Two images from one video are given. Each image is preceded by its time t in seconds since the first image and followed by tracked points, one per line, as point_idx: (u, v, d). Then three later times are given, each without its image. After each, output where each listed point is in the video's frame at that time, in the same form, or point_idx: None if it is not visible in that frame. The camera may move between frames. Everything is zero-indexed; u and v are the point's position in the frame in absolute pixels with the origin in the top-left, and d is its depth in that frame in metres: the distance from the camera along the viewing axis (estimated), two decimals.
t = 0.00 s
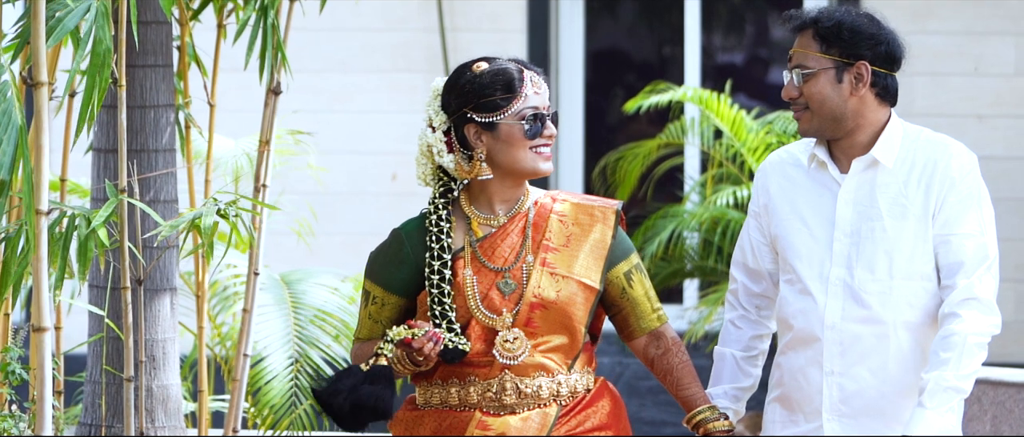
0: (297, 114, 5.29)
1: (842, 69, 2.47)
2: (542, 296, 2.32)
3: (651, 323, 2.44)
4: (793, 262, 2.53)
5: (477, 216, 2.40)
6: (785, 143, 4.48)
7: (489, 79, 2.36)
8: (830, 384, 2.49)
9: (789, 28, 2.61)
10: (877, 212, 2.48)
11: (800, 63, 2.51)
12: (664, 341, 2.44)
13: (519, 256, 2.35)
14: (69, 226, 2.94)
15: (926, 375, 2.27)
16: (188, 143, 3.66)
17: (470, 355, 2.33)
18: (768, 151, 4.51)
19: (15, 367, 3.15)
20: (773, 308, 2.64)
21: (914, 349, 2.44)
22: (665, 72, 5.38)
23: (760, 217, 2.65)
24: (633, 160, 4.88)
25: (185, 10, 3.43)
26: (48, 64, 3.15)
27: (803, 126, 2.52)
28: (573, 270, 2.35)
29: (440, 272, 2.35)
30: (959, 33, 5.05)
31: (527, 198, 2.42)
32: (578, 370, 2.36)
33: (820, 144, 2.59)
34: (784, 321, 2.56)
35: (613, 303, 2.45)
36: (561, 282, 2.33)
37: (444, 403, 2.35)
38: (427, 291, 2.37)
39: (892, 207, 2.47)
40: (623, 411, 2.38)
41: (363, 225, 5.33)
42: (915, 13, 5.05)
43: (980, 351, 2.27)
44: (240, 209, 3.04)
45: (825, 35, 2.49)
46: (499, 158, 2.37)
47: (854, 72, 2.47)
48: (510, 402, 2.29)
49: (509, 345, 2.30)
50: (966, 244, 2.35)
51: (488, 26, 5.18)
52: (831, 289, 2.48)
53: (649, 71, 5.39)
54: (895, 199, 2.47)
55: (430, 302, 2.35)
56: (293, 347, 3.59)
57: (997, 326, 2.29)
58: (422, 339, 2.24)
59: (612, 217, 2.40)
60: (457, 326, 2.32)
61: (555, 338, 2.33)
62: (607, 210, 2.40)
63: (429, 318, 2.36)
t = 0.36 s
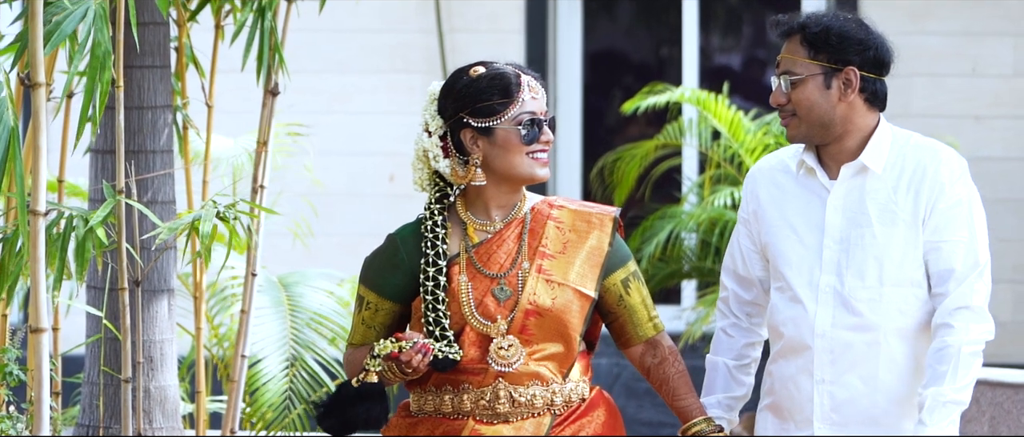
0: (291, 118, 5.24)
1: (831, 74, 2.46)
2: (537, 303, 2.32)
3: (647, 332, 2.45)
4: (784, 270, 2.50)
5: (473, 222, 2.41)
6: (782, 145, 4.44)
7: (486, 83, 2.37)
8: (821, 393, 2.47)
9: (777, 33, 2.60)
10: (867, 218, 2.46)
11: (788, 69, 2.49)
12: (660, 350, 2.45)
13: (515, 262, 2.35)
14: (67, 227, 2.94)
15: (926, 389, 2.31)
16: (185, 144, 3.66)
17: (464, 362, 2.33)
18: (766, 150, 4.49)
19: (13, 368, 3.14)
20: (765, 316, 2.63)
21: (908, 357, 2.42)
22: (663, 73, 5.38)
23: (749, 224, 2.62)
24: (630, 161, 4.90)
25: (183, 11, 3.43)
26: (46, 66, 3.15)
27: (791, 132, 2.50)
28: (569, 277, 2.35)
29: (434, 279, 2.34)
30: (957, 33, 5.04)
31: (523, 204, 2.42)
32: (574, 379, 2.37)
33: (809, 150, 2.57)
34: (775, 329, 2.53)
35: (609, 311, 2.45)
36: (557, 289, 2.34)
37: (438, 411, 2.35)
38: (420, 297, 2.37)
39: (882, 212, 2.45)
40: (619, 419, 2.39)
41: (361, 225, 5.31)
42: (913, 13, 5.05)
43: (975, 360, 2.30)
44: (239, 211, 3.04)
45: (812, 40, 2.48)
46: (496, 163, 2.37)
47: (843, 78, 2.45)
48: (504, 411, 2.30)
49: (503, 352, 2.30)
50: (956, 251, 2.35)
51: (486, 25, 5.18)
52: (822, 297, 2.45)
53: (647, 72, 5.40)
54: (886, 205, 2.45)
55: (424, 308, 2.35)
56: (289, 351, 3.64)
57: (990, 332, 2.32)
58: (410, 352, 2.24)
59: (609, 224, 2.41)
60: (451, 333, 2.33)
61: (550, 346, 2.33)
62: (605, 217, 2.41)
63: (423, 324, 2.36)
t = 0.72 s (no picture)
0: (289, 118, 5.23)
1: (814, 81, 2.46)
2: (534, 308, 2.32)
3: (645, 342, 2.46)
4: (771, 279, 2.53)
5: (473, 225, 2.41)
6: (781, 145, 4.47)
7: (487, 86, 2.37)
8: (811, 400, 2.50)
9: (758, 41, 2.60)
10: (855, 225, 2.48)
11: (771, 77, 2.50)
12: (659, 361, 2.47)
13: (513, 267, 2.36)
14: (65, 228, 2.94)
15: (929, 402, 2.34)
16: (184, 143, 3.66)
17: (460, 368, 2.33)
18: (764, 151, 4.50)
19: (11, 369, 3.14)
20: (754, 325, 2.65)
21: (905, 364, 2.45)
22: (661, 74, 5.39)
23: (736, 234, 2.64)
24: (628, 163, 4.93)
25: (181, 11, 3.42)
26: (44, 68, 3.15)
27: (775, 140, 2.50)
28: (567, 284, 2.35)
29: (431, 281, 2.35)
30: (953, 35, 4.98)
31: (524, 208, 2.43)
32: (569, 386, 2.36)
33: (794, 158, 2.58)
34: (763, 338, 2.56)
35: (608, 319, 2.45)
36: (554, 296, 2.33)
37: (433, 418, 2.35)
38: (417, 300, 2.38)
39: (869, 219, 2.47)
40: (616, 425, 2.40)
41: (360, 226, 5.31)
42: (910, 14, 4.99)
43: (974, 367, 2.32)
44: (238, 213, 3.03)
45: (795, 47, 2.49)
46: (497, 166, 2.38)
47: (826, 84, 2.46)
48: (498, 418, 2.30)
49: (498, 357, 2.30)
50: (947, 258, 2.36)
51: (485, 26, 5.16)
52: (810, 305, 2.48)
53: (645, 73, 5.40)
54: (873, 212, 2.47)
55: (420, 311, 2.36)
56: (285, 354, 3.68)
57: (987, 336, 2.34)
58: (405, 358, 2.24)
59: (610, 231, 2.41)
60: (446, 337, 2.33)
61: (547, 352, 2.33)
62: (605, 224, 2.41)
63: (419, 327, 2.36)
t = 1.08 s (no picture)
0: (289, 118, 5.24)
1: (794, 83, 2.45)
2: (534, 310, 2.32)
3: (643, 350, 2.47)
4: (754, 284, 2.51)
5: (474, 226, 2.42)
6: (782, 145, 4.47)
7: (491, 84, 2.36)
8: (795, 406, 2.48)
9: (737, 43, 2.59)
10: (839, 228, 2.46)
11: (750, 79, 2.49)
12: (656, 370, 2.48)
13: (513, 269, 2.36)
14: (65, 229, 2.94)
15: (932, 406, 2.32)
16: (184, 143, 3.67)
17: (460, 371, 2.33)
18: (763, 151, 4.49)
19: (10, 370, 3.14)
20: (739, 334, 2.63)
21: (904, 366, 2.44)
22: (660, 75, 5.39)
23: (718, 242, 2.62)
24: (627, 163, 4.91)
25: (179, 12, 3.42)
26: (41, 71, 3.14)
27: (756, 143, 2.49)
28: (568, 286, 2.36)
29: (430, 281, 2.36)
30: (952, 35, 4.97)
31: (526, 209, 2.43)
32: (569, 386, 2.36)
33: (775, 162, 2.56)
34: (747, 344, 2.53)
35: (607, 323, 2.47)
36: (554, 298, 2.34)
37: (432, 422, 2.35)
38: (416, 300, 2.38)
39: (854, 222, 2.45)
40: (617, 426, 2.40)
41: (358, 227, 5.30)
42: (909, 15, 4.97)
43: (974, 368, 2.31)
44: (236, 214, 3.03)
45: (774, 49, 2.48)
46: (498, 166, 2.37)
47: (806, 86, 2.45)
48: (498, 421, 2.29)
49: (497, 359, 2.30)
50: (939, 259, 2.34)
51: (483, 27, 5.13)
52: (794, 310, 2.46)
53: (644, 74, 5.40)
54: (859, 215, 2.45)
55: (419, 311, 2.36)
56: (279, 353, 3.82)
57: (983, 335, 2.33)
58: (410, 356, 2.24)
59: (613, 235, 2.42)
60: (446, 338, 2.33)
61: (548, 353, 2.34)
62: (607, 228, 2.43)
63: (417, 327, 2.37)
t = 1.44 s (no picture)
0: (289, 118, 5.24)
1: (772, 77, 2.52)
2: (534, 305, 2.33)
3: (640, 351, 2.48)
4: (736, 280, 2.57)
5: (475, 222, 2.44)
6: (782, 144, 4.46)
7: (495, 81, 2.37)
8: (778, 402, 2.54)
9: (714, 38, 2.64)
10: (821, 222, 2.54)
11: (728, 74, 2.56)
12: (650, 372, 2.49)
13: (514, 264, 2.37)
14: (64, 230, 2.94)
15: (932, 399, 2.37)
16: (182, 144, 3.67)
17: (459, 367, 2.34)
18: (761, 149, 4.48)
19: (9, 370, 3.14)
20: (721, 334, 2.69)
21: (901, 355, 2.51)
22: (659, 76, 5.27)
23: (697, 239, 2.69)
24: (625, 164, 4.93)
25: (178, 13, 3.43)
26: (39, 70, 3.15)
27: (735, 138, 2.56)
28: (570, 281, 2.37)
29: (431, 276, 2.38)
30: (950, 35, 4.96)
31: (528, 206, 2.45)
32: (569, 383, 2.37)
33: (754, 157, 2.64)
34: (728, 340, 2.59)
35: (606, 322, 2.48)
36: (555, 293, 2.35)
37: (431, 418, 2.36)
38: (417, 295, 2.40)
39: (835, 217, 2.53)
40: (617, 426, 2.40)
41: (356, 227, 5.30)
42: (908, 15, 4.97)
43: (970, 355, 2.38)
44: (235, 214, 3.02)
45: (752, 43, 2.54)
46: (499, 162, 2.39)
47: (784, 80, 2.52)
48: (498, 417, 2.30)
49: (496, 355, 2.31)
50: (930, 251, 2.40)
51: (481, 27, 5.13)
52: (774, 304, 2.52)
53: (642, 75, 5.29)
54: (840, 210, 2.53)
55: (419, 307, 2.38)
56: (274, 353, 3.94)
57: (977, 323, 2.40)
58: (413, 346, 2.26)
59: (615, 231, 2.43)
60: (446, 332, 2.34)
61: (548, 350, 2.35)
62: (609, 225, 2.44)
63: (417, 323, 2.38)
